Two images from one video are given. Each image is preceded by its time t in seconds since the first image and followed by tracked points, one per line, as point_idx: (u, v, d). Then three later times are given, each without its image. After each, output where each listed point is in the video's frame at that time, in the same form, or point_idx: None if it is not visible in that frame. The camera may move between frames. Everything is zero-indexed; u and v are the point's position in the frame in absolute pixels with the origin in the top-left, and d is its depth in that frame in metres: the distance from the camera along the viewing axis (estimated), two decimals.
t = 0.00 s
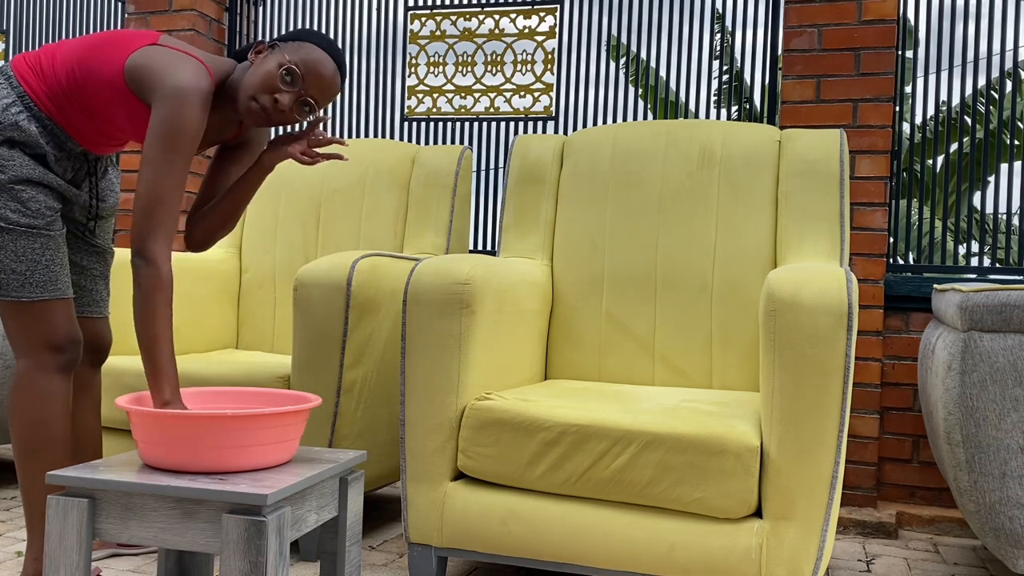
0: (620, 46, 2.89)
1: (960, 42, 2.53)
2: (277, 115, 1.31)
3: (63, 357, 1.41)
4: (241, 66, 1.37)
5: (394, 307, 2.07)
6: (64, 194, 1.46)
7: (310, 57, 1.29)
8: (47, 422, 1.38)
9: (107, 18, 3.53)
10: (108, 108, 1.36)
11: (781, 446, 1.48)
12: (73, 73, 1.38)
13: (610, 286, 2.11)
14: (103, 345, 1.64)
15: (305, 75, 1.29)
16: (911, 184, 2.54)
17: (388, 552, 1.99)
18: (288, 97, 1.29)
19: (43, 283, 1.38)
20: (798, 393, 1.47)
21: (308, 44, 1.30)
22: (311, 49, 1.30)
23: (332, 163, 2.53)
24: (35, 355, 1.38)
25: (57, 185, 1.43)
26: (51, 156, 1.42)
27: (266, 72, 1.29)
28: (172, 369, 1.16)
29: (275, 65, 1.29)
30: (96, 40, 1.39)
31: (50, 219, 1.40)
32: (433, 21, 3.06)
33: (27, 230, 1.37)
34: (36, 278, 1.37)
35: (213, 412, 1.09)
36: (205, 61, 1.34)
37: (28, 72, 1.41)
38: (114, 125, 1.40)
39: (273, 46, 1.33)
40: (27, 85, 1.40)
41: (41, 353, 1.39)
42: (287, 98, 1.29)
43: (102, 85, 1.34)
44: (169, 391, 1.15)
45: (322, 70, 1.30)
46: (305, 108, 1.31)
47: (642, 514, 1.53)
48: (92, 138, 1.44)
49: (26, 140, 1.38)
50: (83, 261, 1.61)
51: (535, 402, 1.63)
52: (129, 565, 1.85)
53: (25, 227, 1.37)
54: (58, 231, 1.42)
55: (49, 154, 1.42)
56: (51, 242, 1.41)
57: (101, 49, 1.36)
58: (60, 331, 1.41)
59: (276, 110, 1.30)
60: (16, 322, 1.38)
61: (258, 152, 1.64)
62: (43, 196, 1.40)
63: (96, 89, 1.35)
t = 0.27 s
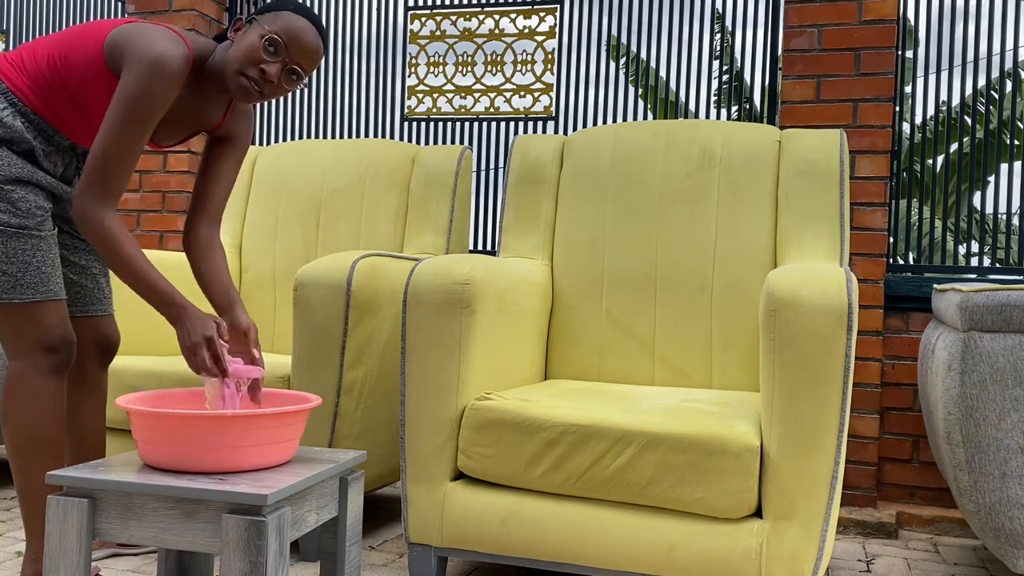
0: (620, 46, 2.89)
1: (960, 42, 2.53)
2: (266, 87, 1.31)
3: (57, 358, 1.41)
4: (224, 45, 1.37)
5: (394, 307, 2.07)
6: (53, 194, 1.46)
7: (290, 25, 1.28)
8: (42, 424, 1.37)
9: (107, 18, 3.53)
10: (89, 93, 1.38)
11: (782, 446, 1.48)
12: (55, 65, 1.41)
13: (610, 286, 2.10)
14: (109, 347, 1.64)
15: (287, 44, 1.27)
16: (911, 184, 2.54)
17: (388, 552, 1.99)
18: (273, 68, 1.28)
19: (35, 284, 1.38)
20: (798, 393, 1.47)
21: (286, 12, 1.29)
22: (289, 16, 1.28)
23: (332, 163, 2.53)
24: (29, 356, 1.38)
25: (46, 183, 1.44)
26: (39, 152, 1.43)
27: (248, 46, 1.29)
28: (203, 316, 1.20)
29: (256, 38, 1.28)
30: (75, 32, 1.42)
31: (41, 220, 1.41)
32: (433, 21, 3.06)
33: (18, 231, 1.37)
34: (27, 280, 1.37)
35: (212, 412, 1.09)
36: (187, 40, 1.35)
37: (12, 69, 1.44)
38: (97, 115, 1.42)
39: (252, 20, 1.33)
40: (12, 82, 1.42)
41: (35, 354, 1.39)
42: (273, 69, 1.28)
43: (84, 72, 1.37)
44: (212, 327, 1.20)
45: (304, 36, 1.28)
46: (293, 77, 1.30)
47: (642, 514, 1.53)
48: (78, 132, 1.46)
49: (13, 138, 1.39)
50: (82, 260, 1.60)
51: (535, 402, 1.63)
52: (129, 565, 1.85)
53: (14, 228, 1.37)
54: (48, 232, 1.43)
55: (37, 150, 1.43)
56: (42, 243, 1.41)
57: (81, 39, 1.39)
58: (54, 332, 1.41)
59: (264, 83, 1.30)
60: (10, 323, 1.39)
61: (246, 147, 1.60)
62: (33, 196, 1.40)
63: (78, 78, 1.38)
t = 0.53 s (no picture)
0: (620, 46, 2.89)
1: (960, 42, 2.53)
2: (258, 87, 1.31)
3: (56, 358, 1.41)
4: (216, 42, 1.36)
5: (394, 307, 2.07)
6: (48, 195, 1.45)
7: (281, 23, 1.27)
8: (43, 424, 1.37)
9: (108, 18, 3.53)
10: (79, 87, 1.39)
11: (782, 446, 1.48)
12: (46, 62, 1.42)
13: (610, 286, 2.10)
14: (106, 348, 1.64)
15: (279, 42, 1.27)
16: (911, 184, 2.55)
17: (388, 552, 1.99)
18: (264, 67, 1.28)
19: (31, 284, 1.37)
20: (798, 393, 1.47)
21: (277, 10, 1.28)
22: (280, 14, 1.28)
23: (332, 163, 2.53)
24: (27, 356, 1.38)
25: (41, 182, 1.44)
26: (32, 151, 1.43)
27: (240, 46, 1.28)
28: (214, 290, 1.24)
29: (247, 37, 1.28)
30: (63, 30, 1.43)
31: (36, 219, 1.40)
32: (433, 21, 3.06)
33: (13, 231, 1.37)
34: (22, 280, 1.36)
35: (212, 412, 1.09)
36: (180, 36, 1.35)
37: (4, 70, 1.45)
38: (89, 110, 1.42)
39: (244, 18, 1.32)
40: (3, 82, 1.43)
41: (34, 354, 1.39)
42: (265, 69, 1.28)
43: (74, 67, 1.38)
44: (223, 303, 1.24)
45: (296, 34, 1.28)
46: (287, 76, 1.30)
47: (642, 514, 1.53)
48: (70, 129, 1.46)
49: (7, 137, 1.39)
50: (80, 262, 1.59)
51: (534, 402, 1.63)
52: (129, 565, 1.85)
53: (9, 228, 1.37)
54: (43, 232, 1.42)
55: (30, 148, 1.43)
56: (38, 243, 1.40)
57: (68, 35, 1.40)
58: (53, 332, 1.40)
59: (258, 82, 1.30)
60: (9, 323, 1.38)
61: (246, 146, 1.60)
62: (27, 195, 1.40)
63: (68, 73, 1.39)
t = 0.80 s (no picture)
0: (620, 46, 2.90)
1: (960, 42, 2.53)
2: (256, 89, 1.31)
3: (55, 358, 1.40)
4: (213, 43, 1.36)
5: (394, 307, 2.07)
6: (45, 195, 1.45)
7: (279, 25, 1.27)
8: (43, 424, 1.38)
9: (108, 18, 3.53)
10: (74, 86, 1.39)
11: (782, 446, 1.48)
12: (41, 61, 1.42)
13: (610, 286, 2.11)
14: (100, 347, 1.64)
15: (278, 44, 1.27)
16: (911, 184, 2.55)
17: (388, 552, 1.99)
18: (262, 69, 1.29)
19: (30, 284, 1.37)
20: (798, 393, 1.47)
21: (275, 12, 1.28)
22: (278, 16, 1.28)
23: (332, 163, 2.53)
24: (27, 357, 1.38)
25: (38, 182, 1.44)
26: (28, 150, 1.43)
27: (238, 48, 1.28)
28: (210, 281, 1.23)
29: (245, 38, 1.28)
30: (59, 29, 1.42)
31: (34, 219, 1.40)
32: (433, 21, 3.06)
33: (11, 231, 1.37)
34: (21, 280, 1.36)
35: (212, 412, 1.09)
36: (178, 36, 1.35)
37: None
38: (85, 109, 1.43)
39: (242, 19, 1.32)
40: None
41: (34, 354, 1.39)
42: (264, 71, 1.28)
43: (69, 65, 1.38)
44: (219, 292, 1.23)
45: (295, 36, 1.28)
46: (284, 78, 1.31)
47: (642, 514, 1.53)
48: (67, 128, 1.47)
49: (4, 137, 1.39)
50: (75, 262, 1.59)
51: (534, 402, 1.63)
52: (129, 565, 1.85)
53: (7, 228, 1.36)
54: (42, 232, 1.42)
55: (25, 148, 1.42)
56: (37, 242, 1.40)
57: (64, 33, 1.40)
58: (52, 333, 1.40)
59: (256, 84, 1.30)
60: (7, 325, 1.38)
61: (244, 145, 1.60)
62: (25, 195, 1.39)
63: (63, 72, 1.39)
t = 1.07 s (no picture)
0: (620, 46, 2.90)
1: (961, 42, 2.53)
2: (260, 89, 1.31)
3: (56, 358, 1.40)
4: (213, 42, 1.36)
5: (394, 307, 2.07)
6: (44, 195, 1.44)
7: (283, 26, 1.28)
8: (44, 424, 1.38)
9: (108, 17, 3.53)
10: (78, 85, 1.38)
11: (782, 446, 1.48)
12: (42, 60, 1.41)
13: (610, 286, 2.11)
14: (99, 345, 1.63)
15: (282, 45, 1.28)
16: (911, 184, 2.55)
17: (388, 552, 1.99)
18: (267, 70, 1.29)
19: (32, 284, 1.37)
20: (798, 393, 1.47)
21: (278, 12, 1.28)
22: (282, 16, 1.28)
23: (332, 163, 2.53)
24: (29, 357, 1.38)
25: (39, 182, 1.43)
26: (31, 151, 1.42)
27: (244, 49, 1.28)
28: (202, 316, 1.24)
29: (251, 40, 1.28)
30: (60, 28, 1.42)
31: (35, 218, 1.39)
32: (433, 21, 3.06)
33: (13, 230, 1.36)
34: (23, 280, 1.35)
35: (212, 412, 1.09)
36: (180, 36, 1.34)
37: None
38: (87, 108, 1.42)
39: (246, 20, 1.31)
40: None
41: (36, 354, 1.39)
42: (269, 72, 1.28)
43: (72, 65, 1.37)
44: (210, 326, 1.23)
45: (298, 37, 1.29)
46: (287, 77, 1.31)
47: (641, 514, 1.53)
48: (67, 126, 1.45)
49: (5, 137, 1.38)
50: (75, 260, 1.59)
51: (534, 402, 1.63)
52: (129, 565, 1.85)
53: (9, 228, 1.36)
54: (42, 231, 1.41)
55: (27, 148, 1.42)
56: (38, 242, 1.39)
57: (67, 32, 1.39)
58: (54, 333, 1.40)
59: (261, 85, 1.30)
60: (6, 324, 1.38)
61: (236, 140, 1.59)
62: (26, 195, 1.39)
63: (67, 71, 1.38)
